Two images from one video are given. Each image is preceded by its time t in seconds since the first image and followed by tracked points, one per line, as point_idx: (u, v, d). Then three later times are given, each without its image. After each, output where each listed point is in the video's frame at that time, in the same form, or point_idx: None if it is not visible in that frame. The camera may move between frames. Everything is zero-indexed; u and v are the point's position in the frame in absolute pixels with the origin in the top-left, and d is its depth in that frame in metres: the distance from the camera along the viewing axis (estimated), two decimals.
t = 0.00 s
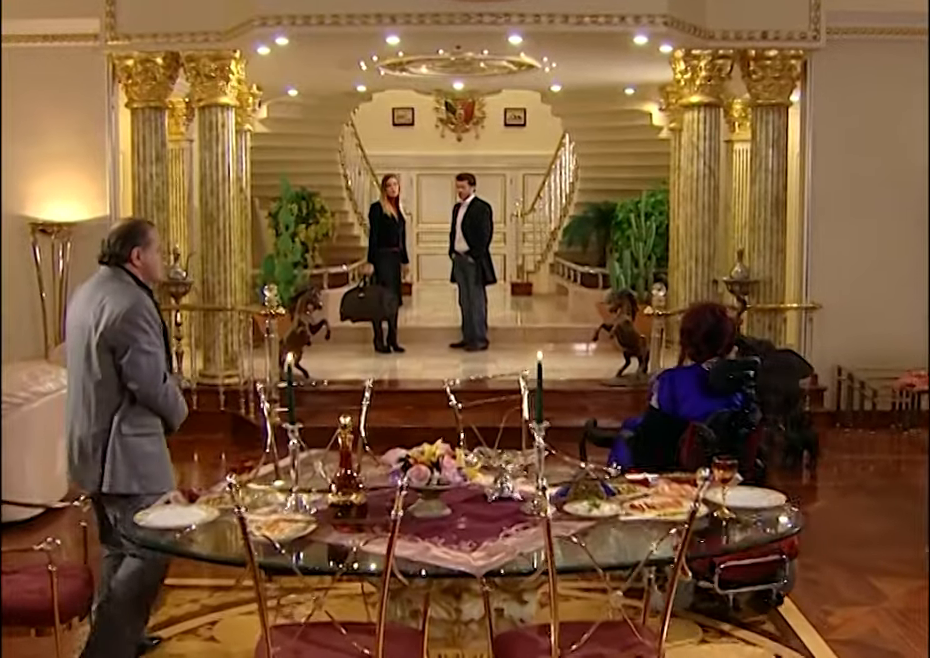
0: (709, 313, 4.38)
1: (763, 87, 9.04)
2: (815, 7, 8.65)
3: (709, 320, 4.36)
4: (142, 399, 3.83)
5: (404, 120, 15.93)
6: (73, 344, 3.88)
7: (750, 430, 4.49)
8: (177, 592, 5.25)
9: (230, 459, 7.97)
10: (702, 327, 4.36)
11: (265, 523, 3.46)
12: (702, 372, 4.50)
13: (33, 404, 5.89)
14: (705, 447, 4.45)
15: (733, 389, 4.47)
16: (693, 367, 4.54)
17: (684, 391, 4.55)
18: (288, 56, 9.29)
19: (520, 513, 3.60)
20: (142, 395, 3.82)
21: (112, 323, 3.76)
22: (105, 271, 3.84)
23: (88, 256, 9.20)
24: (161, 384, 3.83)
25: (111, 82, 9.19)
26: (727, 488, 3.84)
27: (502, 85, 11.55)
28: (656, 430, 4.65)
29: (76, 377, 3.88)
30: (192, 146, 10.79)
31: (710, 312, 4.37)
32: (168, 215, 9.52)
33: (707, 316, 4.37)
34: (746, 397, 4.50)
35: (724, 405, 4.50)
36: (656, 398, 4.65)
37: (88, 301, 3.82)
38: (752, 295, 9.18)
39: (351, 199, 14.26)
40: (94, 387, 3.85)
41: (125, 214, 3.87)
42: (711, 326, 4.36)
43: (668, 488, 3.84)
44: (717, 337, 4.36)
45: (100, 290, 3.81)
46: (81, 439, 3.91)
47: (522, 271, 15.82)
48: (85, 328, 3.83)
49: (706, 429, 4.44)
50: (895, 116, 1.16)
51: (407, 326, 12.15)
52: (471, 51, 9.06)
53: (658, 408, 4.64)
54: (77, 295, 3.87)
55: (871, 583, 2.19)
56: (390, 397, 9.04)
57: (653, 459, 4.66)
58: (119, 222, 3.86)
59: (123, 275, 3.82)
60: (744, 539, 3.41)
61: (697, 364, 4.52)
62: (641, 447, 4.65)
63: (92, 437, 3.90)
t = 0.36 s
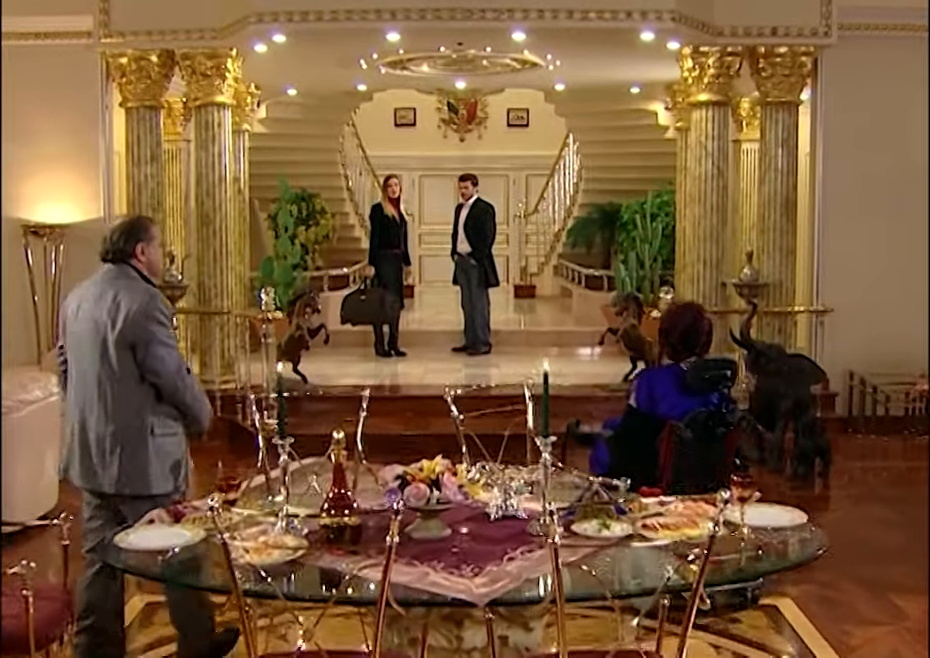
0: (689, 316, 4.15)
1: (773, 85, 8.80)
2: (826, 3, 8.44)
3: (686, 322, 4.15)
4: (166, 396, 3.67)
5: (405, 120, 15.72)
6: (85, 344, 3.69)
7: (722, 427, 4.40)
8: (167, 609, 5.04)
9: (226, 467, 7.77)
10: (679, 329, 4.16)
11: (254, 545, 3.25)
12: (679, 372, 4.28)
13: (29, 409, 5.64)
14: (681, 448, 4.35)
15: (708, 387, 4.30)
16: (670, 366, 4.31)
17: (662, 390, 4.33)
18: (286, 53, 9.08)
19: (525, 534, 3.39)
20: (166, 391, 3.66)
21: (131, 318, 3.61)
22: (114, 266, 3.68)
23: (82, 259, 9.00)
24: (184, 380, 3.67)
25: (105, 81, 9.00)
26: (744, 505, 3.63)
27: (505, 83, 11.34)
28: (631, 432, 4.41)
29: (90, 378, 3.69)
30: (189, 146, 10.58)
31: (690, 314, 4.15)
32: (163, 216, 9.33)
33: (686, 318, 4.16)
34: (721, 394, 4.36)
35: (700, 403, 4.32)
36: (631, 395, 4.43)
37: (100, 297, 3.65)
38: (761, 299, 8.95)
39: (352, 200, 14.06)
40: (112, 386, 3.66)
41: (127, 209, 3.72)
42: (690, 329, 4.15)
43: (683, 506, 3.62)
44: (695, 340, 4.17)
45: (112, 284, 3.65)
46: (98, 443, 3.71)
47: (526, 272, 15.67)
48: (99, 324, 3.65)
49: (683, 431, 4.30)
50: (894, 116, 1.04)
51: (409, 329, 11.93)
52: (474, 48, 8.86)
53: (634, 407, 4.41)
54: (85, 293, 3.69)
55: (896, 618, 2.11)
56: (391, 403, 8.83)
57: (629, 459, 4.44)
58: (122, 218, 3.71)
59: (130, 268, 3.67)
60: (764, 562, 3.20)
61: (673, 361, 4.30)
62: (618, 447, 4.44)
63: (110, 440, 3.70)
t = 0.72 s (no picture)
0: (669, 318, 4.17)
1: (785, 86, 8.57)
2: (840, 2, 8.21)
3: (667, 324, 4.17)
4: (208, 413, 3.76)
5: (409, 124, 15.51)
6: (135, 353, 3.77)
7: (708, 434, 4.06)
8: (156, 633, 4.81)
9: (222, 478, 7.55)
10: (659, 331, 4.16)
11: (239, 574, 3.03)
12: (660, 375, 4.25)
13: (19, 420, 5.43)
14: (659, 451, 4.08)
15: (688, 392, 4.21)
16: (652, 370, 4.29)
17: (643, 394, 4.30)
18: (285, 53, 8.86)
19: (532, 562, 3.16)
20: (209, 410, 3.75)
21: (189, 333, 3.74)
22: (168, 281, 3.78)
23: (77, 264, 8.78)
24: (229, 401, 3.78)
25: (100, 82, 8.76)
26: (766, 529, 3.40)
27: (510, 85, 11.13)
28: (613, 433, 4.36)
29: (137, 387, 3.77)
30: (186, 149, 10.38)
31: (668, 317, 4.15)
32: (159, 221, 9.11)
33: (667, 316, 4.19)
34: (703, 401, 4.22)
35: (681, 408, 4.22)
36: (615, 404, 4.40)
37: (154, 308, 3.75)
38: (772, 305, 8.72)
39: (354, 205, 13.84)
40: (160, 395, 3.76)
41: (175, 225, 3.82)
42: (669, 331, 4.16)
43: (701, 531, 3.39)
44: (673, 342, 4.17)
45: (166, 297, 3.76)
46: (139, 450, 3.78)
47: (531, 278, 15.41)
48: (154, 334, 3.75)
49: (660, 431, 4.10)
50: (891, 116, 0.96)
51: (412, 336, 11.69)
52: (477, 48, 8.63)
53: (617, 411, 4.38)
54: (136, 303, 3.77)
55: None
56: (392, 412, 8.60)
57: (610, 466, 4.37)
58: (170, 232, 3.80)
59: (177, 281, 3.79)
60: (788, 594, 2.96)
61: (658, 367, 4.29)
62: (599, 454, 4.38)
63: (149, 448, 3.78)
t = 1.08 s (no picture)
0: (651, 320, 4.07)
1: (796, 83, 8.34)
2: None
3: (648, 325, 4.07)
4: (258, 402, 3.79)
5: (410, 125, 15.29)
6: (181, 346, 3.73)
7: (690, 434, 4.06)
8: None
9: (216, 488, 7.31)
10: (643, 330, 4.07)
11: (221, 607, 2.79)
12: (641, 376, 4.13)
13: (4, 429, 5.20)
14: (642, 453, 4.02)
15: (668, 391, 4.09)
16: (632, 372, 4.16)
17: (623, 394, 4.15)
18: (283, 51, 8.64)
19: (538, 593, 2.92)
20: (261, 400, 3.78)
21: (238, 324, 3.75)
22: (209, 273, 3.75)
23: (68, 268, 8.55)
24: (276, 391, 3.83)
25: (92, 81, 8.53)
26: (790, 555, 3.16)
27: (513, 84, 10.91)
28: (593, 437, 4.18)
29: (187, 380, 3.74)
30: (182, 149, 10.16)
31: (652, 318, 4.07)
32: (153, 224, 8.88)
33: (647, 319, 4.08)
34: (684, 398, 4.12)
35: (662, 408, 4.12)
36: (593, 404, 4.24)
37: (201, 301, 3.72)
38: (783, 310, 8.47)
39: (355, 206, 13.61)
40: (211, 387, 3.76)
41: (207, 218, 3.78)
42: (653, 332, 4.07)
43: (720, 558, 3.15)
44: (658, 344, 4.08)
45: (213, 289, 3.74)
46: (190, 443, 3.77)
47: (534, 281, 15.17)
48: (203, 327, 3.72)
49: (643, 432, 4.03)
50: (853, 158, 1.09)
51: (413, 340, 11.45)
52: (480, 45, 8.41)
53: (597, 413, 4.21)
54: (180, 296, 3.73)
55: None
56: (392, 420, 8.36)
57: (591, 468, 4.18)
58: (204, 225, 3.76)
59: (214, 275, 3.77)
60: (816, 629, 2.72)
61: (636, 366, 4.16)
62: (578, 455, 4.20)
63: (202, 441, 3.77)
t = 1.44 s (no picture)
0: (633, 319, 4.28)
1: (806, 82, 8.11)
2: None
3: (628, 325, 4.27)
4: (275, 410, 3.82)
5: (411, 126, 15.10)
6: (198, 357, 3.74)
7: (668, 434, 4.36)
8: None
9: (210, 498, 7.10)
10: (624, 331, 4.28)
11: (200, 644, 2.57)
12: (621, 377, 4.36)
13: None
14: (623, 453, 4.33)
15: (649, 392, 4.32)
16: (612, 372, 4.39)
17: (604, 394, 4.39)
18: (279, 50, 8.43)
19: (545, 626, 2.70)
20: (277, 407, 3.82)
21: (251, 332, 3.77)
22: (218, 283, 3.78)
23: (59, 272, 8.33)
24: (290, 399, 3.86)
25: (83, 80, 8.31)
26: (815, 583, 2.94)
27: (515, 84, 10.70)
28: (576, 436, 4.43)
29: (205, 391, 3.75)
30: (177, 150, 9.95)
31: (633, 318, 4.27)
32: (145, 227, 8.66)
33: (628, 319, 4.27)
34: (664, 399, 4.36)
35: (642, 407, 4.37)
36: (576, 402, 4.47)
37: (216, 311, 3.74)
38: (793, 314, 8.25)
39: (354, 209, 13.41)
40: (228, 397, 3.77)
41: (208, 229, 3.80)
42: (634, 334, 4.28)
43: (738, 586, 2.94)
44: (638, 344, 4.29)
45: (224, 297, 3.76)
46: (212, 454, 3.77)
47: (537, 283, 14.95)
48: (218, 337, 3.74)
49: (623, 433, 4.32)
50: None
51: (414, 345, 11.24)
52: (481, 42, 8.20)
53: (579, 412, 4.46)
54: (193, 308, 3.74)
55: None
56: (393, 428, 8.14)
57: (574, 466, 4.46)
58: (207, 235, 3.78)
59: (220, 284, 3.80)
60: None
61: (617, 366, 4.38)
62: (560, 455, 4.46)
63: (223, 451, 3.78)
